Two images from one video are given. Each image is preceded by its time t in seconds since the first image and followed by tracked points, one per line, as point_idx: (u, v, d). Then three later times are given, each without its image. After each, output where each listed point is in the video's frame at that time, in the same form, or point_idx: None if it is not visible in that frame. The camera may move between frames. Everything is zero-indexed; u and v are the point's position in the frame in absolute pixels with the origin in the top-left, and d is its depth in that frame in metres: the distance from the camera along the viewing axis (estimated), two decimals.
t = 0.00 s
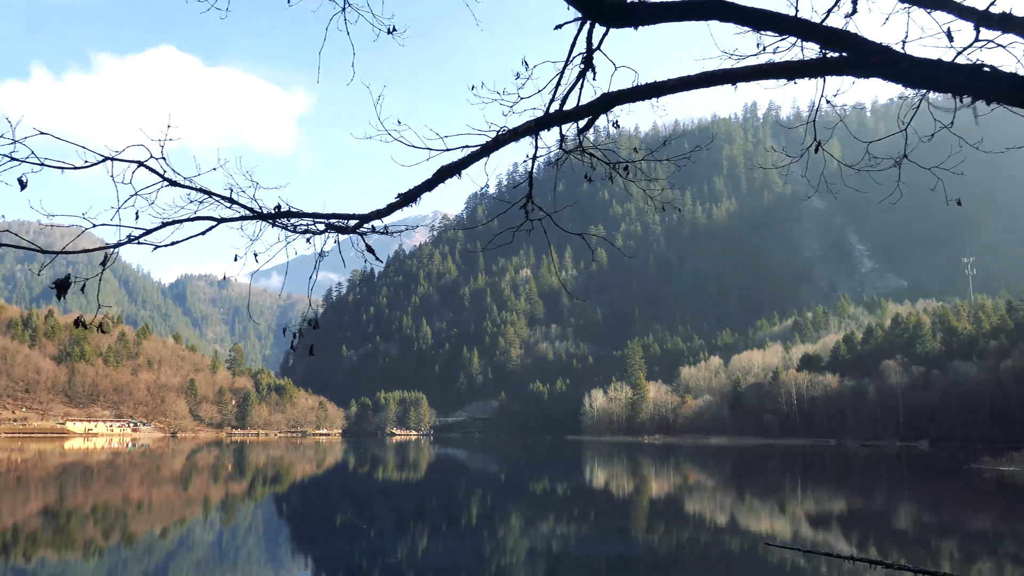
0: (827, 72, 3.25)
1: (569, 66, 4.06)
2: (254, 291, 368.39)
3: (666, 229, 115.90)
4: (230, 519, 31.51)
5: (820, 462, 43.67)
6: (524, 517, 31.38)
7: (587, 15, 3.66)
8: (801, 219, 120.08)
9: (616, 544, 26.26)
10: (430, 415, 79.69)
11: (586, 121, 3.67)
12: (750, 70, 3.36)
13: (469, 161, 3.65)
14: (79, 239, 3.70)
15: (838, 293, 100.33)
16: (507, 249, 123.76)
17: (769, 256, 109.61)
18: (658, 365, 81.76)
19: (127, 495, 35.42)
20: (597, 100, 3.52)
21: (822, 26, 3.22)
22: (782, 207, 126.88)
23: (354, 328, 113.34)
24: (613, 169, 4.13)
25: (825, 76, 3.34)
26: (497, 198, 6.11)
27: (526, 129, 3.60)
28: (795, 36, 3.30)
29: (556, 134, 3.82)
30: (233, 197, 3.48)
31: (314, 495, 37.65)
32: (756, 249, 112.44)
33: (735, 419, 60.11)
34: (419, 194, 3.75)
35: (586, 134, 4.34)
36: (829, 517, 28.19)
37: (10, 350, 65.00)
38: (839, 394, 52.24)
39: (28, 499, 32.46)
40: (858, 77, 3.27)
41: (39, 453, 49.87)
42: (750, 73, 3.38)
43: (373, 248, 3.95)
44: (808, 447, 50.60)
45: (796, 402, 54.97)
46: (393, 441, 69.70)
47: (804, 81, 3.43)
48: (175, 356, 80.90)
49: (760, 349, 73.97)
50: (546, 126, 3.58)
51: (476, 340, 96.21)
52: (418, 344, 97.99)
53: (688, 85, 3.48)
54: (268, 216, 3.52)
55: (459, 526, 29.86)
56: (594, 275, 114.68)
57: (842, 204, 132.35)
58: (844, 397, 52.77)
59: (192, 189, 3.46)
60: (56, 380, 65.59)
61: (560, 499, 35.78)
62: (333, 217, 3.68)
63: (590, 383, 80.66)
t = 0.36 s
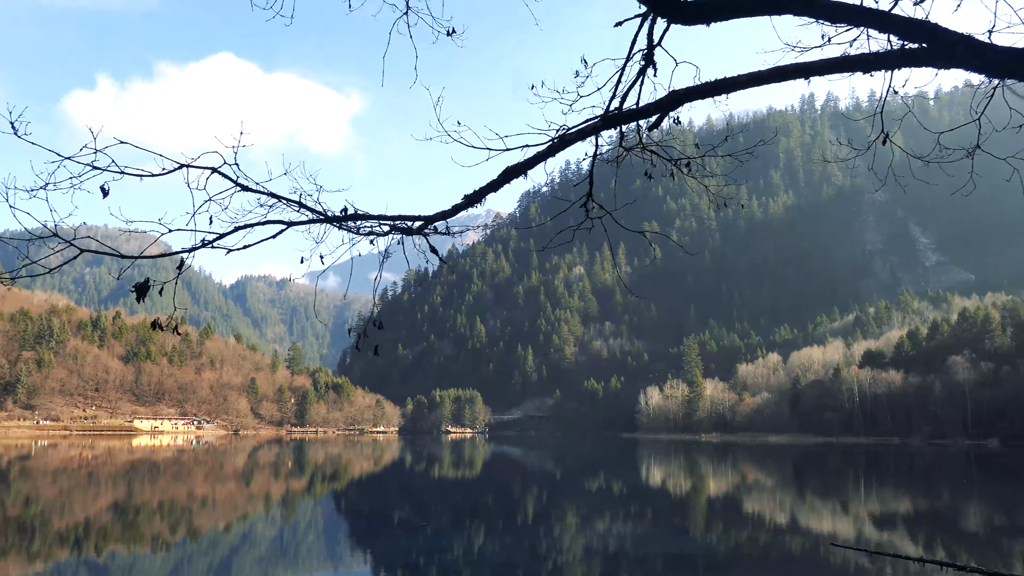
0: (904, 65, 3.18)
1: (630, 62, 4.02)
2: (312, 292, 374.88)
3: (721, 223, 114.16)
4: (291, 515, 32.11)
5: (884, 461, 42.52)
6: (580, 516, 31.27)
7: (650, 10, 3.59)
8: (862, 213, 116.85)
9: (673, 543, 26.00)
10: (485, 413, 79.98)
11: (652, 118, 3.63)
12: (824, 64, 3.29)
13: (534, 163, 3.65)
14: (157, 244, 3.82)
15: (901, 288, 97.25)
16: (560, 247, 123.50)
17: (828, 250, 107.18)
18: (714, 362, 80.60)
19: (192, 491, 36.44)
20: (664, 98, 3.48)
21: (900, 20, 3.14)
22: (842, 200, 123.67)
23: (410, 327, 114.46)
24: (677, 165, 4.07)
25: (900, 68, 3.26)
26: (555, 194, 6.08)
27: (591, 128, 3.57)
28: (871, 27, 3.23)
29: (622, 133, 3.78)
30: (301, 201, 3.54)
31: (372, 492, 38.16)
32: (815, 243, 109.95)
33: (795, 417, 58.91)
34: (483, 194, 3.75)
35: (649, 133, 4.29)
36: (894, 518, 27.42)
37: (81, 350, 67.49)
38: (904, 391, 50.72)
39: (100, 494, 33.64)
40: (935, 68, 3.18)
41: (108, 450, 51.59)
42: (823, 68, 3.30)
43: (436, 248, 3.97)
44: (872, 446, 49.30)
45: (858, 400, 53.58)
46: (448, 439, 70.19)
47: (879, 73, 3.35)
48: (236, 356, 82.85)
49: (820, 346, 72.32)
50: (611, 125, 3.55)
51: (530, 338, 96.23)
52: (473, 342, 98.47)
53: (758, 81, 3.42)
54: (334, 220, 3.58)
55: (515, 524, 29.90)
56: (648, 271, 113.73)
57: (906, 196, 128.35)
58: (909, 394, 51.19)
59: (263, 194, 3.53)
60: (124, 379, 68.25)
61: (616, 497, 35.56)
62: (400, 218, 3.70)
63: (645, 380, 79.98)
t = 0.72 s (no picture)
0: (983, 55, 3.12)
1: (689, 57, 3.97)
2: (365, 291, 379.61)
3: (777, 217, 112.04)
4: (347, 511, 32.58)
5: (949, 460, 41.27)
6: (634, 514, 31.11)
7: (712, 5, 3.55)
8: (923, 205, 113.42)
9: (730, 543, 25.69)
10: (538, 411, 80.07)
11: (717, 113, 3.58)
12: (896, 55, 3.22)
13: (594, 161, 3.63)
14: (219, 249, 3.89)
15: (965, 281, 93.92)
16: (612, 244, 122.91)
17: (887, 244, 104.25)
18: (770, 360, 79.30)
19: (252, 487, 37.24)
20: (730, 94, 3.43)
21: (976, 5, 3.07)
22: (902, 193, 120.18)
23: (462, 326, 115.25)
24: (738, 160, 4.00)
25: (979, 53, 3.18)
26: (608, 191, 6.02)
27: (654, 127, 3.55)
28: (947, 14, 3.14)
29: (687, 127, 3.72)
30: (363, 204, 3.58)
31: (427, 490, 38.49)
32: (873, 238, 107.13)
33: (854, 415, 57.60)
34: (544, 195, 3.75)
35: (710, 126, 4.21)
36: (961, 519, 26.60)
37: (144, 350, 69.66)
38: (970, 388, 49.11)
39: (164, 490, 34.63)
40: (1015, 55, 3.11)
41: (171, 447, 53.04)
42: (896, 59, 3.23)
43: (495, 247, 3.99)
44: (936, 444, 47.84)
45: (921, 397, 52.08)
46: (502, 437, 70.48)
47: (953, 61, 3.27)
48: (292, 355, 84.43)
49: (880, 342, 70.53)
50: (676, 123, 3.53)
51: (582, 336, 96.02)
52: (524, 340, 98.63)
53: (826, 72, 3.35)
54: (396, 221, 3.61)
55: (568, 522, 29.91)
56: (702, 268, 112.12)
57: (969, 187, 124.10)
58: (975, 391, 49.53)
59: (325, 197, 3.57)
60: (185, 379, 70.33)
61: (671, 496, 35.26)
62: (457, 219, 3.72)
63: (699, 378, 79.08)
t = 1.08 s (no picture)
0: None
1: (762, 47, 3.91)
2: (429, 290, 383.28)
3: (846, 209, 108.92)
4: (413, 509, 32.96)
5: None
6: (700, 514, 30.70)
7: None
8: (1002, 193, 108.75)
9: (801, 543, 25.15)
10: (601, 409, 79.65)
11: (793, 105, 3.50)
12: (984, 40, 3.10)
13: (665, 158, 3.60)
14: (290, 251, 3.98)
15: None
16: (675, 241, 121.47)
17: (963, 236, 100.38)
18: (840, 356, 77.28)
19: (320, 485, 37.97)
20: (812, 84, 3.38)
21: None
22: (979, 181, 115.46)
23: (524, 325, 115.45)
24: (813, 153, 3.91)
25: None
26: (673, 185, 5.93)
27: (729, 121, 3.51)
28: None
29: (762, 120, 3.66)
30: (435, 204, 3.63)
31: (491, 488, 38.65)
32: (948, 229, 103.30)
33: (930, 413, 55.65)
34: (614, 193, 3.74)
35: (785, 116, 4.11)
36: None
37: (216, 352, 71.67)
38: None
39: (236, 488, 35.59)
40: None
41: (243, 446, 54.49)
42: (983, 43, 3.10)
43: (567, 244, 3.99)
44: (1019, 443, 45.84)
45: (1001, 393, 49.97)
46: (565, 436, 70.33)
47: None
48: (358, 355, 85.80)
49: (956, 336, 68.00)
50: (753, 114, 3.47)
51: (645, 334, 95.19)
52: (587, 338, 98.25)
53: (909, 58, 3.26)
54: (466, 221, 3.62)
55: (634, 521, 29.69)
56: (768, 263, 109.82)
57: None
58: None
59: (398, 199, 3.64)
60: (255, 379, 72.28)
61: (738, 496, 34.65)
62: (529, 218, 3.75)
63: (766, 375, 77.56)
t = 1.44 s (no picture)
0: None
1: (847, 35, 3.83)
2: (502, 290, 385.25)
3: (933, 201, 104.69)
4: (489, 507, 33.19)
5: None
6: (781, 514, 29.99)
7: None
8: None
9: (888, 546, 24.32)
10: (677, 408, 78.62)
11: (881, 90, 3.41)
12: None
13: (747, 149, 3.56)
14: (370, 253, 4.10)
15: None
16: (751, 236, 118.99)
17: None
18: (928, 352, 74.36)
19: (398, 483, 38.60)
20: (903, 67, 3.28)
21: None
22: None
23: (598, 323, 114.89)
24: (901, 140, 3.78)
25: None
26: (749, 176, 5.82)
27: (813, 109, 3.44)
28: None
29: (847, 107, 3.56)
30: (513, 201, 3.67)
31: (567, 487, 38.57)
32: None
33: None
34: (694, 187, 3.73)
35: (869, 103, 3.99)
36: None
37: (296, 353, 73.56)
38: None
39: (317, 485, 36.48)
40: None
41: (324, 444, 55.79)
42: None
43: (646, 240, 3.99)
44: None
45: None
46: (641, 434, 69.67)
47: None
48: (433, 355, 86.77)
49: None
50: (840, 102, 3.39)
51: (721, 331, 93.55)
52: (661, 336, 97.14)
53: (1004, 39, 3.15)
54: (544, 218, 3.66)
55: (713, 521, 29.22)
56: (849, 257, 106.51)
57: None
58: None
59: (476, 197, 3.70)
60: (334, 379, 73.96)
61: (821, 496, 33.69)
62: (606, 213, 3.75)
63: (848, 372, 75.23)
